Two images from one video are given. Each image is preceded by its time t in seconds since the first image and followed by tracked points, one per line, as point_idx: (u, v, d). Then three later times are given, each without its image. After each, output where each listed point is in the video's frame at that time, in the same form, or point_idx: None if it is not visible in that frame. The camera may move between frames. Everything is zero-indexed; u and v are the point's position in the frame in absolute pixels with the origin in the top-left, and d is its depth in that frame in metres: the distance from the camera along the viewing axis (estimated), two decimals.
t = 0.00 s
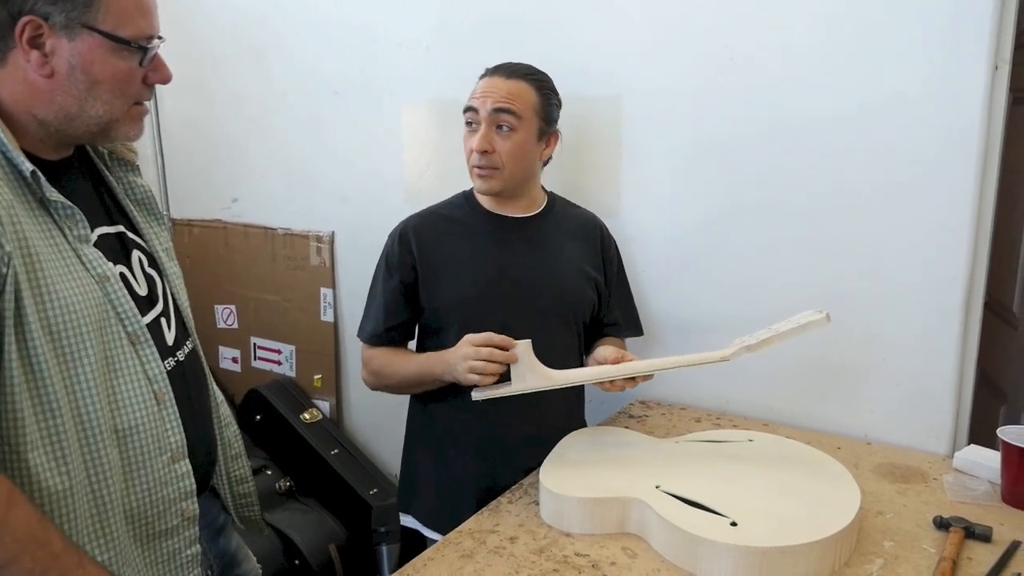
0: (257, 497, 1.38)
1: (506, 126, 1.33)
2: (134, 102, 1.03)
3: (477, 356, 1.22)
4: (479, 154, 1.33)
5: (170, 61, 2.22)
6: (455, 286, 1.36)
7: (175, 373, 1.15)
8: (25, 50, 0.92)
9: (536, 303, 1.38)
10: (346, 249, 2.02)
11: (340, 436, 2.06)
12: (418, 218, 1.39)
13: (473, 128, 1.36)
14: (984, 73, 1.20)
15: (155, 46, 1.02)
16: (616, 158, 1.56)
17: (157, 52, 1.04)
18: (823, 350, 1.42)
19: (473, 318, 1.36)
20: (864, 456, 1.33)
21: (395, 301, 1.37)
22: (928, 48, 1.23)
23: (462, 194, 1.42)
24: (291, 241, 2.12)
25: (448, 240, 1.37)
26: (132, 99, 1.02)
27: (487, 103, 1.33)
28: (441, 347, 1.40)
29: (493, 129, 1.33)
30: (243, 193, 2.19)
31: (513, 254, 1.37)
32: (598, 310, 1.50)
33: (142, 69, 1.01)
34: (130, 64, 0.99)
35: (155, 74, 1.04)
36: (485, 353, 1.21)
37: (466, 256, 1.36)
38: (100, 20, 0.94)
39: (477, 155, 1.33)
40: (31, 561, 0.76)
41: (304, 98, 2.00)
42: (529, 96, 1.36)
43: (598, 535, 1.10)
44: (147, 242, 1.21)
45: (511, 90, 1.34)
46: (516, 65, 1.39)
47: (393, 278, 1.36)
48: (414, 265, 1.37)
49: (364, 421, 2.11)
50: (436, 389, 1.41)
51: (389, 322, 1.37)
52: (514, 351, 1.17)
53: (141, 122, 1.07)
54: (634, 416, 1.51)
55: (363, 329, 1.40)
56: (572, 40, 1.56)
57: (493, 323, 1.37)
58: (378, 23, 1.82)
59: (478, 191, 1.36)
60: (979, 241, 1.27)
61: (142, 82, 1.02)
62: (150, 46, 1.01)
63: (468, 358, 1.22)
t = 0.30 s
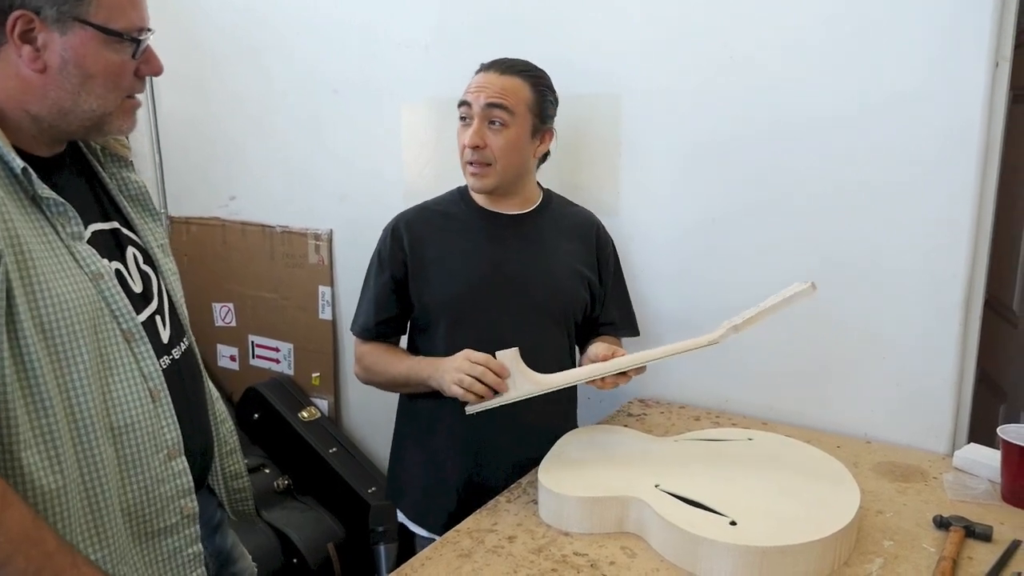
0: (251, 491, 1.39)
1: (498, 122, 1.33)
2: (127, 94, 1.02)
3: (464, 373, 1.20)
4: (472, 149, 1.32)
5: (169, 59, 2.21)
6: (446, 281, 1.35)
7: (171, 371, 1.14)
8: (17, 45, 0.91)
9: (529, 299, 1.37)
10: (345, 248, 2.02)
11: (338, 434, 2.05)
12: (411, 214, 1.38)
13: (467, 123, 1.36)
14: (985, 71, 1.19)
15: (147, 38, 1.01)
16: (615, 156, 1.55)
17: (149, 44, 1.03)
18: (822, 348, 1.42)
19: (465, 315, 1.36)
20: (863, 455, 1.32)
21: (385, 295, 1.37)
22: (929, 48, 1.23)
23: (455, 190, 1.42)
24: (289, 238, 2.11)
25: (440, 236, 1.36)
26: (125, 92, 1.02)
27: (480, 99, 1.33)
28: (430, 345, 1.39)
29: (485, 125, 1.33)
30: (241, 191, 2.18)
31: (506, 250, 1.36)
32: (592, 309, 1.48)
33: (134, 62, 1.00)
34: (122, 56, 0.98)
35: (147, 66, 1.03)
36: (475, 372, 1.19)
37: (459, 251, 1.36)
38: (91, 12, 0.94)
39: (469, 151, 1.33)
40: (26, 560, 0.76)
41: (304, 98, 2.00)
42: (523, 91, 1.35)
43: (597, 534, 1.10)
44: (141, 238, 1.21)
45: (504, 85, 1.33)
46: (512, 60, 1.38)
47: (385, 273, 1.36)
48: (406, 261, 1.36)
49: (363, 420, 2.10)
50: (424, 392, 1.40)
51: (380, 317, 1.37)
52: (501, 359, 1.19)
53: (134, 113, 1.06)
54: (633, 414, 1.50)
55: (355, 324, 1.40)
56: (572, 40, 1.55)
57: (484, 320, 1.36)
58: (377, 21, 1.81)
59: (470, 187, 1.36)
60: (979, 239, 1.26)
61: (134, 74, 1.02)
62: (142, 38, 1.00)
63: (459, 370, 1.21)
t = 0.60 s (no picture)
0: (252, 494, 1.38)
1: (491, 122, 1.32)
2: (127, 94, 1.02)
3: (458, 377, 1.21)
4: (463, 149, 1.32)
5: (168, 58, 2.20)
6: (438, 281, 1.35)
7: (171, 372, 1.14)
8: (17, 45, 0.91)
9: (521, 298, 1.36)
10: (345, 247, 2.01)
11: (337, 433, 2.04)
12: (403, 214, 1.38)
13: (459, 121, 1.35)
14: (987, 71, 1.19)
15: (147, 37, 1.00)
16: (614, 155, 1.55)
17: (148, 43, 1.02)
18: (824, 348, 1.41)
19: (458, 314, 1.35)
20: (865, 454, 1.32)
21: (376, 295, 1.36)
22: (930, 47, 1.22)
23: (448, 190, 1.41)
24: (288, 238, 2.10)
25: (432, 236, 1.36)
26: (125, 92, 1.01)
27: (473, 98, 1.32)
28: (424, 346, 1.39)
29: (478, 125, 1.32)
30: (241, 191, 2.18)
31: (498, 249, 1.36)
32: (588, 308, 1.48)
33: (134, 61, 1.00)
34: (122, 55, 0.98)
35: (147, 65, 1.03)
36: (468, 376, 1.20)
37: (453, 251, 1.35)
38: (90, 12, 0.93)
39: (461, 151, 1.32)
40: (23, 562, 0.75)
41: (304, 98, 1.99)
42: (516, 92, 1.34)
43: (598, 534, 1.09)
44: (144, 238, 1.20)
45: (497, 86, 1.33)
46: (506, 59, 1.38)
47: (376, 273, 1.36)
48: (398, 261, 1.36)
49: (362, 419, 2.10)
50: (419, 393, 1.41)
51: (372, 318, 1.37)
52: (491, 363, 1.18)
53: (134, 113, 1.06)
54: (633, 414, 1.50)
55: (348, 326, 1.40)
56: (572, 40, 1.55)
57: (477, 319, 1.36)
58: (377, 21, 1.81)
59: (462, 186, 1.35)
60: (981, 238, 1.26)
61: (134, 74, 1.01)
62: (142, 37, 0.99)
63: (453, 374, 1.21)
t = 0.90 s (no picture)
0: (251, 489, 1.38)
1: (481, 126, 1.32)
2: (126, 95, 1.01)
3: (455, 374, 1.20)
4: (456, 155, 1.31)
5: (167, 58, 2.20)
6: (436, 284, 1.35)
7: (177, 370, 1.14)
8: (17, 35, 0.91)
9: (519, 298, 1.36)
10: (346, 247, 2.01)
11: (339, 432, 2.04)
12: (399, 219, 1.38)
13: (449, 127, 1.35)
14: (990, 70, 1.18)
15: (151, 41, 1.00)
16: (615, 155, 1.54)
17: (150, 47, 1.02)
18: (827, 348, 1.41)
19: (456, 316, 1.35)
20: (868, 455, 1.32)
21: (375, 301, 1.37)
22: (932, 47, 1.22)
23: (444, 192, 1.41)
24: (289, 237, 2.10)
25: (429, 239, 1.36)
26: (123, 92, 1.00)
27: (461, 103, 1.32)
28: (425, 348, 1.39)
29: (468, 129, 1.32)
30: (242, 190, 2.18)
31: (495, 248, 1.35)
32: (588, 305, 1.47)
33: (135, 62, 0.99)
34: (123, 55, 0.97)
35: (148, 68, 1.03)
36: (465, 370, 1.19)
37: (449, 251, 1.35)
38: (95, 9, 0.93)
39: (454, 157, 1.32)
40: (28, 561, 0.75)
41: (304, 97, 1.99)
42: (503, 91, 1.33)
43: (600, 534, 1.09)
44: (151, 235, 1.20)
45: (483, 87, 1.32)
46: (490, 58, 1.37)
47: (374, 279, 1.37)
48: (396, 265, 1.36)
49: (364, 418, 2.10)
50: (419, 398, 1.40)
51: (371, 323, 1.37)
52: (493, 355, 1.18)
53: (132, 115, 1.05)
54: (635, 414, 1.49)
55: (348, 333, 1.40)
56: (572, 40, 1.54)
57: (476, 319, 1.35)
58: (377, 20, 1.80)
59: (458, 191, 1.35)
60: (985, 238, 1.25)
61: (134, 75, 1.01)
62: (146, 40, 0.99)
63: (450, 369, 1.20)
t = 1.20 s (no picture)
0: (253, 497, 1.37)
1: (482, 126, 1.32)
2: (131, 110, 1.02)
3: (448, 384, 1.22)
4: (458, 157, 1.31)
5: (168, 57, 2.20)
6: (435, 285, 1.35)
7: (177, 372, 1.14)
8: (34, 39, 0.90)
9: (519, 298, 1.36)
10: (346, 247, 2.01)
11: (340, 432, 2.04)
12: (397, 222, 1.38)
13: (448, 130, 1.34)
14: (990, 69, 1.18)
15: (164, 63, 1.01)
16: (615, 154, 1.55)
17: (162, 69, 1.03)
18: (826, 348, 1.41)
19: (456, 316, 1.35)
20: (868, 453, 1.31)
21: (375, 303, 1.37)
22: (932, 46, 1.22)
23: (444, 193, 1.41)
24: (290, 237, 2.10)
25: (428, 240, 1.36)
26: (129, 106, 1.01)
27: (460, 105, 1.31)
28: (426, 350, 1.39)
29: (469, 131, 1.32)
30: (242, 190, 2.18)
31: (495, 249, 1.36)
32: (589, 304, 1.47)
33: (145, 81, 1.00)
34: (136, 74, 0.98)
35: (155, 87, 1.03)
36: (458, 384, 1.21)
37: (449, 252, 1.35)
38: (117, 27, 0.94)
39: (455, 159, 1.32)
40: (28, 561, 0.75)
41: (304, 98, 1.99)
42: (499, 89, 1.33)
43: (601, 533, 1.09)
44: (152, 238, 1.20)
45: (480, 87, 1.32)
46: (483, 58, 1.36)
47: (374, 280, 1.37)
48: (395, 267, 1.37)
49: (364, 418, 2.10)
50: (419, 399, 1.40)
51: (372, 325, 1.38)
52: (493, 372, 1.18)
53: (133, 128, 1.05)
54: (635, 413, 1.50)
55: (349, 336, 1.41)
56: (571, 40, 1.54)
57: (477, 320, 1.35)
58: (377, 20, 1.80)
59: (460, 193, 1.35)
60: (985, 237, 1.25)
61: (141, 93, 1.01)
62: (160, 62, 1.00)
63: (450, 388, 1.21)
